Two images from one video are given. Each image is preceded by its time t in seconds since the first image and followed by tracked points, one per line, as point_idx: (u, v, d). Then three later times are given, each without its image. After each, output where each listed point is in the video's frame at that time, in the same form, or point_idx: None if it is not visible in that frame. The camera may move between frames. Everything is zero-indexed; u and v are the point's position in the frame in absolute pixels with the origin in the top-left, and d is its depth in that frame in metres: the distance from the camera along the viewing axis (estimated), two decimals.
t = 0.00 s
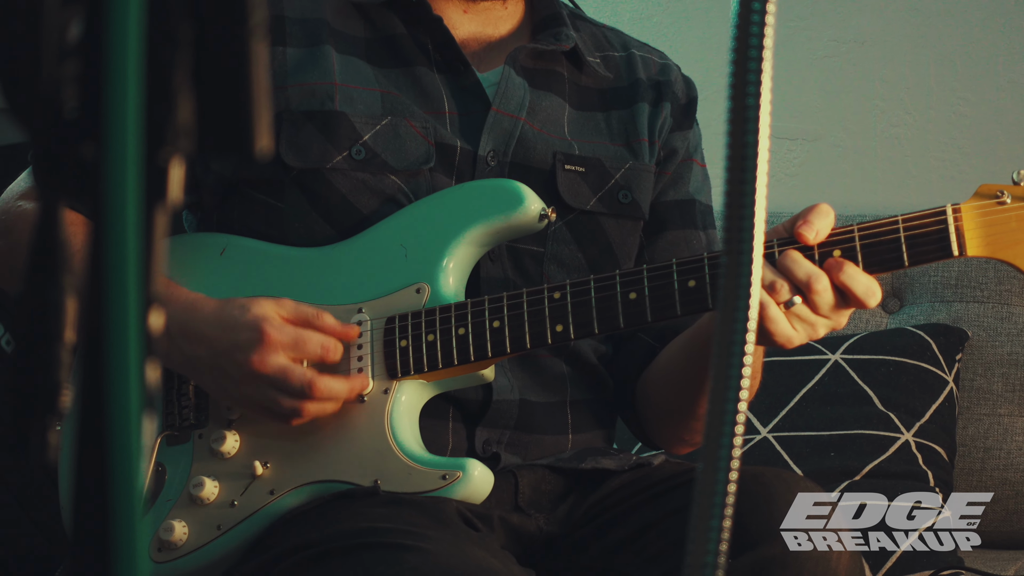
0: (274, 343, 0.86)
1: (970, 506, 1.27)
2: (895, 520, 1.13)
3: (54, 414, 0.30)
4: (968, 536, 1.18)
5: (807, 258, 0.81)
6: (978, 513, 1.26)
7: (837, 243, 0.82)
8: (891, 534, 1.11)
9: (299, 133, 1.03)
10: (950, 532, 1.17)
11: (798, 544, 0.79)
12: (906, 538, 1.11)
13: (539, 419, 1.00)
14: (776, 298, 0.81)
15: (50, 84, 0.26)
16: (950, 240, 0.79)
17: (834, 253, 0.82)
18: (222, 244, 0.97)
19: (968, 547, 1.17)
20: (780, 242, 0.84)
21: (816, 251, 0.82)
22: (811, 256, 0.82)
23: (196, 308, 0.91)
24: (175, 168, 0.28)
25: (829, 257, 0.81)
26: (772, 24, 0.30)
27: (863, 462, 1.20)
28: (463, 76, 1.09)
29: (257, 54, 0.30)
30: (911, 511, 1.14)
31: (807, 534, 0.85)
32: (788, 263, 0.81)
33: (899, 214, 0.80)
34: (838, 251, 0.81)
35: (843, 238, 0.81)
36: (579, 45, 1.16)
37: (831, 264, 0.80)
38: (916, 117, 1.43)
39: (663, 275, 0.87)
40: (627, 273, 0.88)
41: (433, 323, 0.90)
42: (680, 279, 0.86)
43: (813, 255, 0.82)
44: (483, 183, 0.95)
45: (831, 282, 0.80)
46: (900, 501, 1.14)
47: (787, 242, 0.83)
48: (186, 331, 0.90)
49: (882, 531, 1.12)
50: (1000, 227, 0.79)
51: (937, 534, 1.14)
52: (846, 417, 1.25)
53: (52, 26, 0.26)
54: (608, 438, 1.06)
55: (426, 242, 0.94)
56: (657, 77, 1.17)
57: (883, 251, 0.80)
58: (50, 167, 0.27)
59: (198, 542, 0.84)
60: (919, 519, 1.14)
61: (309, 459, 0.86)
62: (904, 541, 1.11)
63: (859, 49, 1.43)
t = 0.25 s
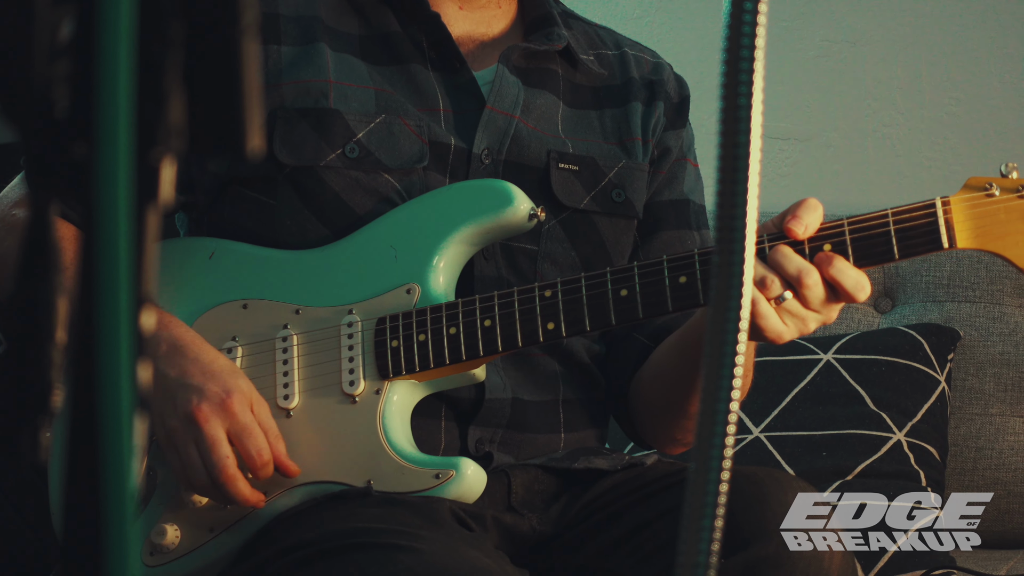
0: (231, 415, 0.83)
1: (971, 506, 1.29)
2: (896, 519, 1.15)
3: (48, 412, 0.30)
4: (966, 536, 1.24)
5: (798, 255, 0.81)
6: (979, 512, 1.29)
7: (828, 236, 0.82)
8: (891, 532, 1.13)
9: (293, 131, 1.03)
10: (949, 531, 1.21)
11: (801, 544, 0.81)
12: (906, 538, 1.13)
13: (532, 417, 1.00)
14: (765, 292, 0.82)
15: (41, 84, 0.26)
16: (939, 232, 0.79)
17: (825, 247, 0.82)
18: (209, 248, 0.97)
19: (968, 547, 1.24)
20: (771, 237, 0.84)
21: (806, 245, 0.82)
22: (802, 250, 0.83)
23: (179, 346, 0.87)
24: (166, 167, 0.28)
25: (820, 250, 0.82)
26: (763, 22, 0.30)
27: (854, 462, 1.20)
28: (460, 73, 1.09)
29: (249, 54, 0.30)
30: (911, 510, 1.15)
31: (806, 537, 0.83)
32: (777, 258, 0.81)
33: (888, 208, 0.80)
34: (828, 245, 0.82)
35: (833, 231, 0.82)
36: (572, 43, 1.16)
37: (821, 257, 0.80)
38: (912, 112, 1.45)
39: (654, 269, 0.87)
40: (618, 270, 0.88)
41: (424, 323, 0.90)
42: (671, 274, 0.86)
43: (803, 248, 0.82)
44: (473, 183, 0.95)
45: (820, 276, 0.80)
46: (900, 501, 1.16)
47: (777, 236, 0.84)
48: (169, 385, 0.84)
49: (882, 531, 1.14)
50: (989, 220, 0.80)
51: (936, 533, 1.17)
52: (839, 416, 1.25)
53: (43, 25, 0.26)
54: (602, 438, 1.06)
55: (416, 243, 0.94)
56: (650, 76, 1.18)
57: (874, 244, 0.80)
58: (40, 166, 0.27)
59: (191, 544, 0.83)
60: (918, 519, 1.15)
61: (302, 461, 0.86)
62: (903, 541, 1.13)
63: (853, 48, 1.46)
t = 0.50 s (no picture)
0: (227, 387, 0.85)
1: (971, 507, 1.30)
2: (895, 519, 1.14)
3: (38, 411, 0.30)
4: (969, 535, 1.24)
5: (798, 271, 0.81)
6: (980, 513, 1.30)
7: (827, 252, 0.82)
8: (892, 532, 1.12)
9: (288, 131, 1.03)
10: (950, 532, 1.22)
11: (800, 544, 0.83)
12: (907, 539, 1.13)
13: (524, 420, 1.01)
14: (765, 307, 0.81)
15: (32, 84, 0.26)
16: (940, 253, 0.79)
17: (824, 262, 0.82)
18: (205, 242, 0.97)
19: (969, 547, 1.23)
20: (769, 250, 0.85)
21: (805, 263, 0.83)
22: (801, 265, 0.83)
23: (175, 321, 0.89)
24: (158, 167, 0.28)
25: (818, 266, 0.82)
26: (755, 24, 0.30)
27: (847, 461, 1.20)
28: (456, 74, 1.09)
29: (241, 56, 0.30)
30: (910, 510, 1.15)
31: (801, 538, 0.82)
32: (778, 273, 0.81)
33: (888, 225, 0.80)
34: (827, 261, 0.82)
35: (833, 248, 0.82)
36: (570, 44, 1.17)
37: (820, 274, 0.80)
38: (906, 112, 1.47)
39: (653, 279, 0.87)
40: (615, 279, 0.88)
41: (420, 326, 0.90)
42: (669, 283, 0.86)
43: (802, 263, 0.83)
44: (471, 187, 0.96)
45: (819, 293, 0.80)
46: (900, 501, 1.15)
47: (776, 252, 0.84)
48: (165, 363, 0.86)
49: (882, 531, 1.12)
50: (987, 240, 0.80)
51: (938, 533, 1.18)
52: (830, 416, 1.26)
53: (35, 26, 0.26)
54: (595, 440, 1.06)
55: (413, 245, 0.94)
56: (649, 78, 1.18)
57: (871, 261, 0.81)
58: (32, 165, 0.27)
59: (181, 541, 0.83)
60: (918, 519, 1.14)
61: (294, 461, 0.85)
62: (904, 541, 1.12)
63: (846, 47, 1.47)
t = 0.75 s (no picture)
0: (235, 369, 0.85)
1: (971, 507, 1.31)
2: (895, 518, 1.15)
3: (29, 411, 0.30)
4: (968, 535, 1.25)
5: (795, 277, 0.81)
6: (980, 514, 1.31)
7: (824, 258, 0.82)
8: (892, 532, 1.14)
9: (285, 131, 1.03)
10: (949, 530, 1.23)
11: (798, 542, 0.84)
12: (907, 538, 1.14)
13: (518, 420, 1.01)
14: (761, 313, 0.82)
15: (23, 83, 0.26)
16: (937, 261, 0.79)
17: (821, 270, 0.82)
18: (202, 239, 0.97)
19: (969, 547, 1.23)
20: (765, 255, 0.85)
21: (801, 267, 0.83)
22: (796, 270, 0.83)
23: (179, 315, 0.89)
24: (148, 166, 0.28)
25: (815, 275, 0.82)
26: (746, 24, 0.30)
27: (839, 460, 1.21)
28: (454, 75, 1.09)
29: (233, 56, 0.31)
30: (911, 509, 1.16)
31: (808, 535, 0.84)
32: (774, 280, 0.81)
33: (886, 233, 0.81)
34: (824, 269, 0.82)
35: (829, 254, 0.82)
36: (568, 46, 1.17)
37: (816, 281, 0.81)
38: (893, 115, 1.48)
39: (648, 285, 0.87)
40: (612, 283, 0.88)
41: (416, 327, 0.90)
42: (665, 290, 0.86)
43: (799, 269, 0.83)
44: (469, 187, 0.96)
45: (816, 300, 0.80)
46: (899, 502, 1.16)
47: (773, 257, 0.84)
48: (167, 359, 0.86)
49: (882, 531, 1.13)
50: (987, 250, 0.80)
51: (937, 531, 1.20)
52: (822, 416, 1.26)
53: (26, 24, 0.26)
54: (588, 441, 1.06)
55: (409, 244, 0.94)
56: (647, 81, 1.18)
57: (868, 270, 0.81)
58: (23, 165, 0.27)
59: (176, 538, 0.83)
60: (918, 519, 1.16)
61: (288, 461, 0.85)
62: (903, 541, 1.13)
63: (836, 48, 1.49)
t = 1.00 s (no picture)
0: (237, 363, 0.85)
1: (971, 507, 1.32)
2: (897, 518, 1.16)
3: (20, 411, 0.30)
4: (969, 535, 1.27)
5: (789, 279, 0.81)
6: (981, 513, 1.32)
7: (820, 261, 0.83)
8: (893, 534, 1.15)
9: (280, 130, 1.03)
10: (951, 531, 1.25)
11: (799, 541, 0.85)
12: (907, 539, 1.16)
13: (510, 421, 1.01)
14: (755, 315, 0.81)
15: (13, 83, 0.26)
16: (933, 265, 0.79)
17: (815, 272, 0.83)
18: (195, 237, 0.96)
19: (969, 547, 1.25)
20: (760, 258, 0.85)
21: (796, 270, 0.83)
22: (792, 273, 0.84)
23: (176, 313, 0.89)
24: (139, 167, 0.28)
25: (810, 276, 0.82)
26: (739, 24, 0.31)
27: (831, 460, 1.21)
28: (448, 76, 1.09)
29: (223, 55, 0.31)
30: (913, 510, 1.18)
31: (808, 534, 0.87)
32: (769, 282, 0.81)
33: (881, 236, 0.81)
34: (818, 270, 0.83)
35: (825, 257, 0.83)
36: (564, 48, 1.17)
37: (811, 283, 0.80)
38: (888, 113, 1.49)
39: (643, 286, 0.87)
40: (606, 285, 0.88)
41: (409, 328, 0.90)
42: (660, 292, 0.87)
43: (793, 272, 0.83)
44: (463, 186, 0.96)
45: (811, 302, 0.80)
46: (899, 503, 1.17)
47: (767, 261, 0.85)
48: (168, 356, 0.86)
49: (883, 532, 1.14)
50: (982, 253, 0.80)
51: (939, 532, 1.22)
52: (814, 415, 1.27)
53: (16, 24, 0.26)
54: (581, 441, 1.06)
55: (403, 243, 0.94)
56: (642, 83, 1.19)
57: (863, 272, 0.81)
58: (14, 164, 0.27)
59: (168, 538, 0.83)
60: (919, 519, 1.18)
61: (280, 460, 0.85)
62: (904, 541, 1.15)
63: (830, 47, 1.50)
